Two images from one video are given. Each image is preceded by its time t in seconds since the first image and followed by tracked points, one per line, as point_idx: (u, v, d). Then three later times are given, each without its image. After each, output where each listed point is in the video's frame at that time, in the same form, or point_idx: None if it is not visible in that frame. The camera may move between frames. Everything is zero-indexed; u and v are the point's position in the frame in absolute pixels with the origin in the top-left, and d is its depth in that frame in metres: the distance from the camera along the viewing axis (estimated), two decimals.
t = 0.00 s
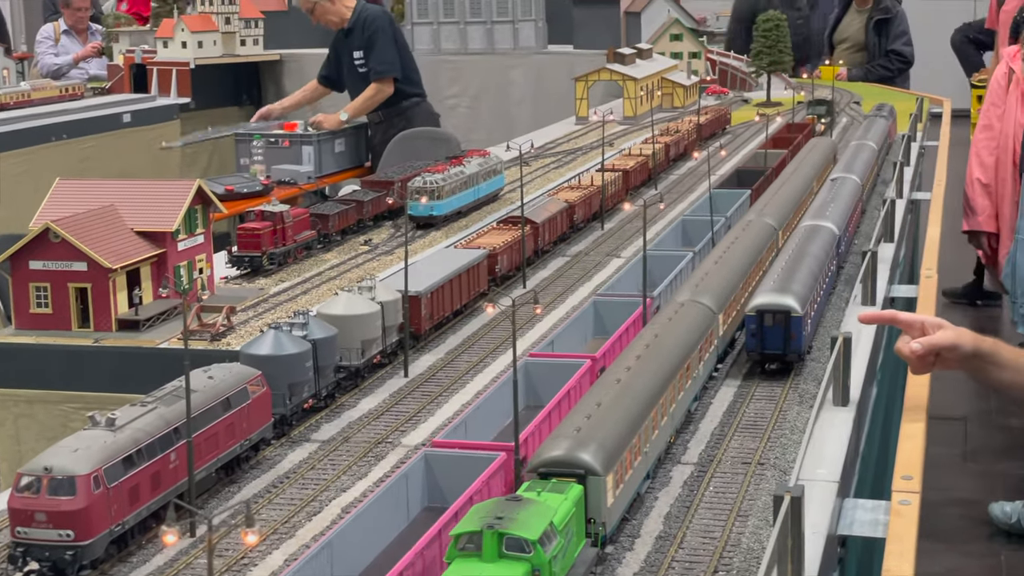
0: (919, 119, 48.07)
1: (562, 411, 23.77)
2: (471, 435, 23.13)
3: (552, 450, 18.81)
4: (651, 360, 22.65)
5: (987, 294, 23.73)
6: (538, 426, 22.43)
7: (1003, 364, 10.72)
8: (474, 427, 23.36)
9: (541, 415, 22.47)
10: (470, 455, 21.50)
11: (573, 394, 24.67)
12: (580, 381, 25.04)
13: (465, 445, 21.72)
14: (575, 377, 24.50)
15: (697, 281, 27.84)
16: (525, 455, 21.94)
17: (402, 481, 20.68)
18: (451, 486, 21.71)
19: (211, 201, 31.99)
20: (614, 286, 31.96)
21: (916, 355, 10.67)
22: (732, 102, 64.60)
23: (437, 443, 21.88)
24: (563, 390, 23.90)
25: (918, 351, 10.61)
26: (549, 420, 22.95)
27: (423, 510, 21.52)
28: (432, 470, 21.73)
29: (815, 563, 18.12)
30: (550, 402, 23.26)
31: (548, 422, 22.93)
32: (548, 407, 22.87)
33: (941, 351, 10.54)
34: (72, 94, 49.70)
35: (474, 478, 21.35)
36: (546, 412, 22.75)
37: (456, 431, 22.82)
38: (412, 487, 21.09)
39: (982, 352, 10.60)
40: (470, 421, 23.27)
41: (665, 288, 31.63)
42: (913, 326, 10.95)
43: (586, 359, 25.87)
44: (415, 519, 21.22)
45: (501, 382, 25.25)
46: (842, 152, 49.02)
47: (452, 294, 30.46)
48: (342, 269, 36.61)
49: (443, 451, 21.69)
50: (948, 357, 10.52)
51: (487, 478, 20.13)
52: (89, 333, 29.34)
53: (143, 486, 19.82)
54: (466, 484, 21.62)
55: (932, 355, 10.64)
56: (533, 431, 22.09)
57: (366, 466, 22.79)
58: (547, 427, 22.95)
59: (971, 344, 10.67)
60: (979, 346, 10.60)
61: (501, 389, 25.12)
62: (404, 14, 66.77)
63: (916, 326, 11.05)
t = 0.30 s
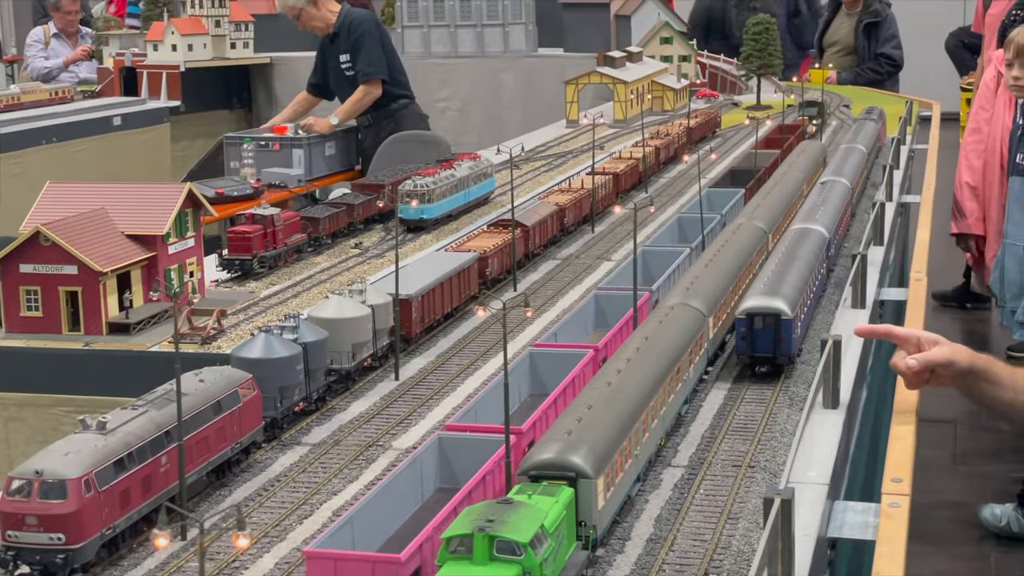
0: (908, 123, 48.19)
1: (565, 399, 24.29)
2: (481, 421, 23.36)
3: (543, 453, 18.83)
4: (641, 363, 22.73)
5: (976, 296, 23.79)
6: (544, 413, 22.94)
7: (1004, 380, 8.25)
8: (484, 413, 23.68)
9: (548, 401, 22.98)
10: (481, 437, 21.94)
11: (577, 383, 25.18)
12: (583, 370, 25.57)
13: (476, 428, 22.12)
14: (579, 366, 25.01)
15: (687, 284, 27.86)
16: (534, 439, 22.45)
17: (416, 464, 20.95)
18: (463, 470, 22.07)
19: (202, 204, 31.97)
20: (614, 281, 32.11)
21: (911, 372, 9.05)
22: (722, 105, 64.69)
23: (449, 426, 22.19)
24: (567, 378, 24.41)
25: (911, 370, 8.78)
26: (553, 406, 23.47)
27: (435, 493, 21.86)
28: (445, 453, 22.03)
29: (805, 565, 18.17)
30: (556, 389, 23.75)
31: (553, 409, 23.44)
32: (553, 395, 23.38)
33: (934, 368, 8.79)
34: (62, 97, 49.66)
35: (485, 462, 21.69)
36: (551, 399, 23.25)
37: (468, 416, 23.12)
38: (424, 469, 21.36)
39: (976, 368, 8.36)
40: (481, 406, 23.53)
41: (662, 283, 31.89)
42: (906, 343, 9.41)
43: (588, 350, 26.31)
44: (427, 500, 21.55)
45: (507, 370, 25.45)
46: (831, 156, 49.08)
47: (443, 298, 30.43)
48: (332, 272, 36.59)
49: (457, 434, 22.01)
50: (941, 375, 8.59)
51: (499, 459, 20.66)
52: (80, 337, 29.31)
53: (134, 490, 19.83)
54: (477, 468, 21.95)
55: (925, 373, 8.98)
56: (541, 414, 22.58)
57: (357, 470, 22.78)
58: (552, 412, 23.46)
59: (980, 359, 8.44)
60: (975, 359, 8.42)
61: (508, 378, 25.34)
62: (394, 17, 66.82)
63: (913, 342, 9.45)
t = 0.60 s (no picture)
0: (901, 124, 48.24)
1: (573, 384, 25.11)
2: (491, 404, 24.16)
3: (536, 454, 18.83)
4: (634, 364, 22.73)
5: (969, 297, 23.81)
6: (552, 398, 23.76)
7: (1012, 399, 8.02)
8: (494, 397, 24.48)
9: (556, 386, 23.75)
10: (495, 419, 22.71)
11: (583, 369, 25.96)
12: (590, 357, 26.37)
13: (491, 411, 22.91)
14: (585, 354, 25.81)
15: (680, 287, 27.81)
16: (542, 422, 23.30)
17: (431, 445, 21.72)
18: (476, 453, 22.81)
19: (195, 205, 31.92)
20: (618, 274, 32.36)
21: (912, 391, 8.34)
22: (716, 106, 64.75)
23: (462, 410, 22.95)
24: (574, 365, 25.24)
25: (913, 386, 8.29)
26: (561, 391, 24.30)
27: (449, 472, 22.60)
28: (458, 437, 22.80)
29: (798, 566, 18.18)
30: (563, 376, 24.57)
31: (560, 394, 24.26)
32: (561, 381, 24.21)
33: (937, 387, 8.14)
34: (55, 97, 49.60)
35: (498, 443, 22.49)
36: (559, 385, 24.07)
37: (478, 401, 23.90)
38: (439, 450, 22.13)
39: (981, 388, 7.99)
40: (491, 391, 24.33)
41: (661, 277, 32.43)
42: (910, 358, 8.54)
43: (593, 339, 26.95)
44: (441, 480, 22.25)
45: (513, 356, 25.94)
46: (824, 157, 49.07)
47: (436, 300, 30.42)
48: (325, 273, 36.58)
49: (469, 417, 22.76)
50: (945, 396, 8.10)
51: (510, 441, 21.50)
52: (72, 338, 29.23)
53: (126, 492, 19.78)
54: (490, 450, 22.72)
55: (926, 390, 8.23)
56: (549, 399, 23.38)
57: (350, 471, 22.75)
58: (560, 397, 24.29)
59: (984, 372, 8.16)
60: (978, 378, 8.06)
61: (515, 365, 25.93)
62: (387, 19, 66.81)
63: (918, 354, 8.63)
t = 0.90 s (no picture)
0: (897, 125, 48.24)
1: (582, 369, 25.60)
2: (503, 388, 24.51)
3: (532, 454, 18.81)
4: (631, 364, 22.73)
5: (965, 298, 23.84)
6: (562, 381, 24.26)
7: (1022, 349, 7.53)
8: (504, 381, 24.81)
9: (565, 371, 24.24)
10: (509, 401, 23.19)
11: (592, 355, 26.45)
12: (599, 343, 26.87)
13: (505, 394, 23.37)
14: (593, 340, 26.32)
15: (677, 286, 27.79)
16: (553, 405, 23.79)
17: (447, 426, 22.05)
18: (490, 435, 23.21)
19: (191, 205, 31.87)
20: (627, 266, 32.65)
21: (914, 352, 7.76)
22: (712, 106, 64.74)
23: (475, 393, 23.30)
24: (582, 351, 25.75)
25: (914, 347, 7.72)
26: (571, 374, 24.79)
27: (464, 454, 22.95)
28: (473, 418, 23.11)
29: (795, 566, 18.20)
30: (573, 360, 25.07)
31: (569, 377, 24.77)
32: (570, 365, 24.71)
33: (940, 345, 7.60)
34: (52, 97, 49.56)
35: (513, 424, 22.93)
36: (568, 370, 24.57)
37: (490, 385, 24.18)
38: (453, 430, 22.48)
39: (987, 341, 7.53)
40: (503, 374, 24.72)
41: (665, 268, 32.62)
42: (911, 321, 8.13)
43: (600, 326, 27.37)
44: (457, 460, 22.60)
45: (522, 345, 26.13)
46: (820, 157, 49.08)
47: (432, 299, 30.40)
48: (321, 273, 36.56)
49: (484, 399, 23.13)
50: (949, 355, 7.58)
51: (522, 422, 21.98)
52: (67, 338, 29.17)
53: (121, 492, 19.74)
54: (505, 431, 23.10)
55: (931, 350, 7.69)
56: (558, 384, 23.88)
57: (346, 471, 22.72)
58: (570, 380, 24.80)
59: (986, 327, 7.65)
60: (983, 331, 7.57)
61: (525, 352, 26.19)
62: (384, 18, 66.76)
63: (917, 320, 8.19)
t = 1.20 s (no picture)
0: (896, 124, 48.30)
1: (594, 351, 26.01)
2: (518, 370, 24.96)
3: (532, 450, 18.85)
4: (630, 361, 22.75)
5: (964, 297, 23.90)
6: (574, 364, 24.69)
7: None
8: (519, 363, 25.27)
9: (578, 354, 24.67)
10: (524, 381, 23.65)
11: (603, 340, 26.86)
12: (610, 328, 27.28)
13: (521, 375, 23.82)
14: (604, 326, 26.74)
15: (676, 283, 27.83)
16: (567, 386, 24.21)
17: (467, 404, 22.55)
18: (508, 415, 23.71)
19: (191, 203, 31.89)
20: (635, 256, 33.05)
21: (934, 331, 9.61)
22: (710, 106, 64.79)
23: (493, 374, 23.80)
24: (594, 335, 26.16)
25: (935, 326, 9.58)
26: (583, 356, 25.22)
27: (482, 432, 23.19)
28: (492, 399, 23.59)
29: (795, 562, 18.25)
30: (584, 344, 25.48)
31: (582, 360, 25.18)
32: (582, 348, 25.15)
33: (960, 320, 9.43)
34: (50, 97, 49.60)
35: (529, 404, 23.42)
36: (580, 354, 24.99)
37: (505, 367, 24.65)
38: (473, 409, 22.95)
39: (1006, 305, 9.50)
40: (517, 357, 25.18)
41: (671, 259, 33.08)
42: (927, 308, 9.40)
43: (611, 312, 27.73)
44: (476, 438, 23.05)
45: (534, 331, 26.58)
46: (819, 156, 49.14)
47: (431, 297, 30.44)
48: (321, 271, 36.60)
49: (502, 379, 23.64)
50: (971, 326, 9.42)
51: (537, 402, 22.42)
52: (67, 336, 29.20)
53: (123, 488, 19.78)
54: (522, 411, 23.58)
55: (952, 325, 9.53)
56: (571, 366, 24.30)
57: (346, 468, 22.76)
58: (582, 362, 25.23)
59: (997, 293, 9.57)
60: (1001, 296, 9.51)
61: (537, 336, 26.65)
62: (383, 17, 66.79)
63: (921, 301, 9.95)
